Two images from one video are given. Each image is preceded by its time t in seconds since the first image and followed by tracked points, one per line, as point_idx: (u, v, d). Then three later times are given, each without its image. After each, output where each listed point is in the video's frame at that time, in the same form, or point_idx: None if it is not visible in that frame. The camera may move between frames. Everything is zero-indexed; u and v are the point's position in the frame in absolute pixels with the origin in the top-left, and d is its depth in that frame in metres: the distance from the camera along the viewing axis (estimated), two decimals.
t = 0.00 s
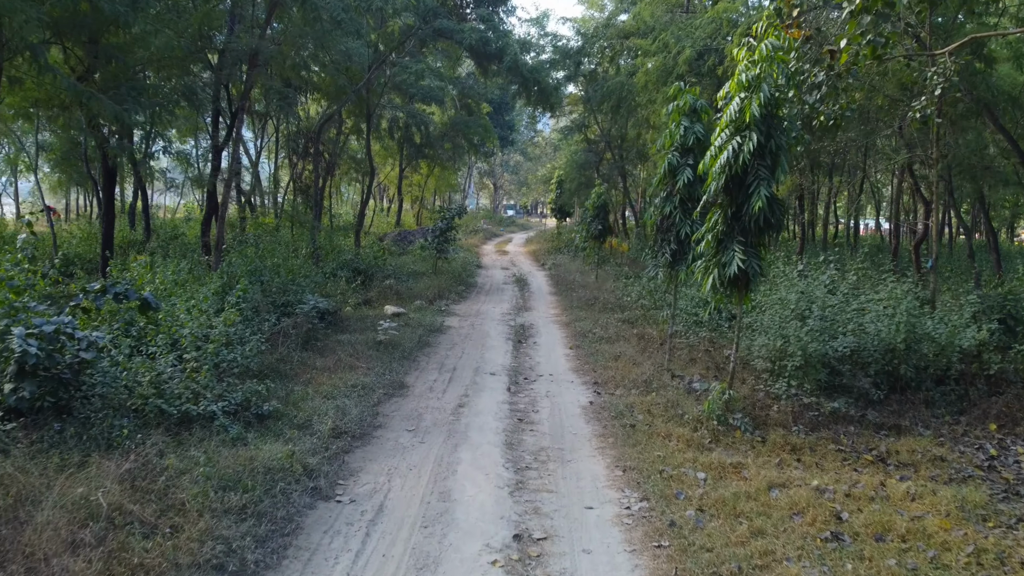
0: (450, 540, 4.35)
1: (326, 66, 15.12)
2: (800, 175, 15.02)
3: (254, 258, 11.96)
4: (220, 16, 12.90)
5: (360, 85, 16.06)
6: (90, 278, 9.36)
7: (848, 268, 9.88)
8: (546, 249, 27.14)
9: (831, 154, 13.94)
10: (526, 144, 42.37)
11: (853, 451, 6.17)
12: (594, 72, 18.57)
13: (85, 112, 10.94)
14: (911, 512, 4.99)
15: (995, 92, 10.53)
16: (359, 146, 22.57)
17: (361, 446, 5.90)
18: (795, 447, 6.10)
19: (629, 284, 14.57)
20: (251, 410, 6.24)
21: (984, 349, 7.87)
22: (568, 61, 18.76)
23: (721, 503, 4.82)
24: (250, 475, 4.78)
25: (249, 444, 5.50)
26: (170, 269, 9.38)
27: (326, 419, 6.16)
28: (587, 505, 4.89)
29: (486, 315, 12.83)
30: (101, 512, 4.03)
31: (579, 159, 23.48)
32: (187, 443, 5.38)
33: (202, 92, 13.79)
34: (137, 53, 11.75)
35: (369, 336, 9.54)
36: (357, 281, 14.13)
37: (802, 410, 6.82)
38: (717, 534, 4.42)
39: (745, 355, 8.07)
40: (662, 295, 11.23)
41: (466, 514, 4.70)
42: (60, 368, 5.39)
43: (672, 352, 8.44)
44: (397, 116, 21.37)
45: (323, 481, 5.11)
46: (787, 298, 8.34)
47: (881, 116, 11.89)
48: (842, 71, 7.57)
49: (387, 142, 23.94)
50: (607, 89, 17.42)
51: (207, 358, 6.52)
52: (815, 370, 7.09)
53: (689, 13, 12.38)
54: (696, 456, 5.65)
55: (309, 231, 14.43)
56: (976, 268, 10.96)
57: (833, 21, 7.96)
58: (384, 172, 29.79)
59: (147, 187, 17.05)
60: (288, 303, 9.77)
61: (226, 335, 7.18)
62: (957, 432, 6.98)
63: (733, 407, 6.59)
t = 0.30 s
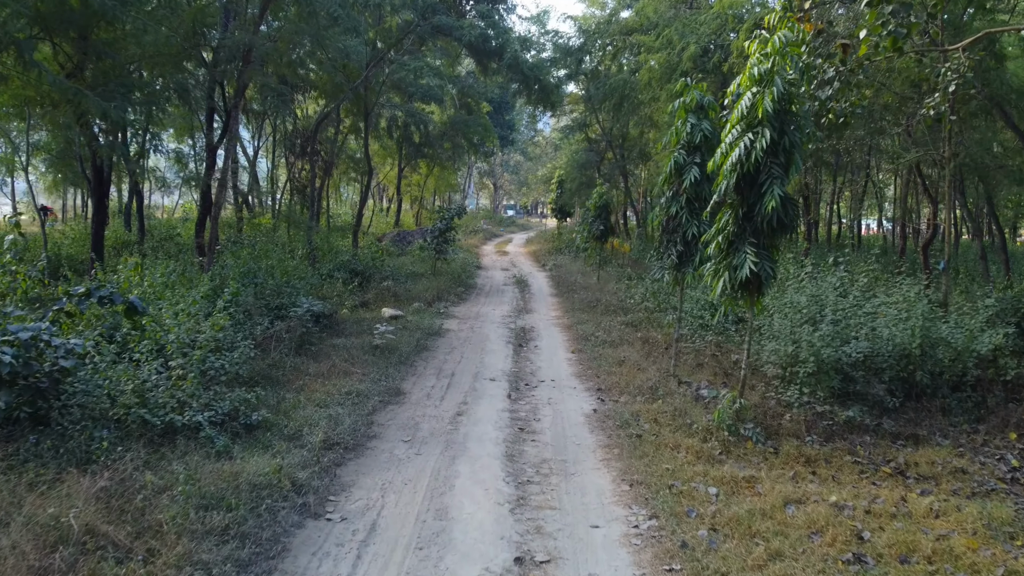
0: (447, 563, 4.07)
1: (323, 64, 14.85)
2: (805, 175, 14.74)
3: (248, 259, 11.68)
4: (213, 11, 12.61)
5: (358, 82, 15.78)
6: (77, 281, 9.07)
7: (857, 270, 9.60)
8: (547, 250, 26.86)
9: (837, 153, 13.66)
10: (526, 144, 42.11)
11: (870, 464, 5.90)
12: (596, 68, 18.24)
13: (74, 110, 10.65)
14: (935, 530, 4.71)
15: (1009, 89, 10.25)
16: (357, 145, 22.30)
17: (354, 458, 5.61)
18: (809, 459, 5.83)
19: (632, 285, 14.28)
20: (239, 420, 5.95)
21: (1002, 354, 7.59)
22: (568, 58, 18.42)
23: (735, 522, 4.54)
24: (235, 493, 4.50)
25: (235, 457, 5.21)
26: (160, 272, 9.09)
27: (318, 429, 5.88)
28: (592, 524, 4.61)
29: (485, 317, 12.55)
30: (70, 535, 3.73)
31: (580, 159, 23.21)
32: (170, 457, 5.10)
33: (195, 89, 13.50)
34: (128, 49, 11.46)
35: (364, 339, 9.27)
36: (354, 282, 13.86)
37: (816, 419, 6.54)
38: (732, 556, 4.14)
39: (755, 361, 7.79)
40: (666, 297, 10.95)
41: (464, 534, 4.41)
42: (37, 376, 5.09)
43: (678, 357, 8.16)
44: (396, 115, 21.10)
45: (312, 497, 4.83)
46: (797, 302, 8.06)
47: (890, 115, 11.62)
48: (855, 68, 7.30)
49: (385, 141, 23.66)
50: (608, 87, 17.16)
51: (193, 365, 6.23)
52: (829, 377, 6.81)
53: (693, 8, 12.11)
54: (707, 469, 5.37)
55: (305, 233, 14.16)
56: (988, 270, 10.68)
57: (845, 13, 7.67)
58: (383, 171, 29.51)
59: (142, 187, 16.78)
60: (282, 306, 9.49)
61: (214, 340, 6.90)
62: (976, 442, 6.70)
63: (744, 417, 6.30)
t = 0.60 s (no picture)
0: None
1: (320, 61, 14.53)
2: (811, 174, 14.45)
3: (241, 260, 11.38)
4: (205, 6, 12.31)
5: (355, 80, 15.46)
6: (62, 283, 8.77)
7: (869, 271, 9.29)
8: (547, 250, 26.56)
9: (844, 151, 13.37)
10: (526, 143, 41.82)
11: (890, 477, 5.61)
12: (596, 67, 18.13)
13: (60, 106, 10.33)
14: (966, 552, 4.40)
15: None
16: (355, 144, 22.01)
17: (345, 472, 5.31)
18: (826, 472, 5.53)
19: (635, 287, 13.97)
20: (224, 432, 5.65)
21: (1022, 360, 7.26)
22: (570, 56, 18.27)
23: (751, 544, 4.23)
24: (215, 513, 4.19)
25: (219, 473, 4.91)
26: (147, 274, 8.78)
27: (308, 441, 5.57)
28: (598, 546, 4.31)
29: (485, 319, 12.24)
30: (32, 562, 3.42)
31: (581, 158, 22.93)
32: (148, 473, 4.80)
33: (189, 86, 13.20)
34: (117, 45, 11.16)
35: (359, 343, 8.96)
36: (351, 284, 13.56)
37: (831, 429, 6.25)
38: None
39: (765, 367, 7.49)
40: (670, 300, 10.64)
41: (461, 557, 4.11)
42: (10, 385, 4.74)
43: (685, 363, 7.86)
44: (394, 113, 20.81)
45: (298, 517, 4.53)
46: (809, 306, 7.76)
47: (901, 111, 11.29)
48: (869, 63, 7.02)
49: (383, 140, 23.36)
50: (610, 85, 16.87)
51: (177, 373, 5.91)
52: (844, 385, 6.51)
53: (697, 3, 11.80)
54: (718, 485, 5.06)
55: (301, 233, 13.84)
56: (1002, 271, 10.37)
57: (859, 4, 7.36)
58: (382, 171, 29.18)
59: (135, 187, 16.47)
60: (274, 309, 9.19)
61: (199, 346, 6.58)
62: (999, 453, 6.39)
63: (756, 427, 5.99)
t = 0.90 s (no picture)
0: None
1: (315, 58, 14.19)
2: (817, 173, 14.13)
3: (233, 261, 11.07)
4: None
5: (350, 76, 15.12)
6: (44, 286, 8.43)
7: (881, 272, 8.98)
8: (548, 250, 26.24)
9: (852, 150, 13.06)
10: (525, 142, 41.51)
11: (913, 493, 5.30)
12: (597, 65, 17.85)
13: (45, 103, 10.01)
14: None
15: None
16: (352, 143, 21.69)
17: (334, 489, 4.99)
18: (845, 488, 5.22)
19: (638, 289, 13.63)
20: (207, 445, 5.33)
21: None
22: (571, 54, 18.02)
23: (771, 570, 3.92)
24: (192, 537, 3.87)
25: (200, 491, 4.60)
26: (131, 278, 8.43)
27: (295, 454, 5.25)
28: (605, 572, 3.99)
29: (484, 322, 11.92)
30: None
31: (581, 157, 22.65)
32: (123, 493, 4.48)
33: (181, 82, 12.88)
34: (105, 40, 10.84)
35: (354, 347, 8.63)
36: (347, 285, 13.24)
37: (848, 440, 5.93)
38: None
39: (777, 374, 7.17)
40: (675, 302, 10.33)
41: None
42: None
43: (692, 369, 7.55)
44: (392, 112, 20.51)
45: (282, 539, 4.21)
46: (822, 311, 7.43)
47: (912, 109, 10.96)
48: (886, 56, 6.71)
49: (381, 139, 23.05)
50: (611, 82, 16.56)
51: (157, 382, 5.57)
52: (862, 393, 6.20)
53: None
54: (732, 503, 4.75)
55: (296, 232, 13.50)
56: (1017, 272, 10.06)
57: None
58: (380, 169, 28.82)
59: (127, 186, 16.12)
60: (265, 313, 8.86)
61: (183, 354, 6.23)
62: None
63: (770, 439, 5.68)
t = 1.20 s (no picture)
0: None
1: (310, 54, 13.83)
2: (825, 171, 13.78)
3: (224, 262, 10.73)
4: None
5: (347, 72, 14.76)
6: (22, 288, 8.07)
7: (895, 273, 8.64)
8: (549, 249, 25.89)
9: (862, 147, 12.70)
10: (525, 141, 41.13)
11: (941, 511, 4.96)
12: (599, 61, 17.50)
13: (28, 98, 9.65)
14: None
15: None
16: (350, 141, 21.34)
17: (321, 509, 4.65)
18: (868, 506, 4.88)
19: (642, 290, 13.28)
20: (187, 460, 4.98)
21: None
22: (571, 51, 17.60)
23: None
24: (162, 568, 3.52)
25: (176, 513, 4.26)
26: (115, 281, 8.08)
27: (280, 471, 4.91)
28: None
29: (483, 324, 11.57)
30: None
31: (583, 156, 22.32)
32: (92, 515, 4.13)
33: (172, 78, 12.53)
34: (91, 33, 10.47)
35: (347, 351, 8.29)
36: (343, 287, 12.89)
37: (868, 453, 5.62)
38: None
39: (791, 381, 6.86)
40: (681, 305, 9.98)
41: None
42: None
43: (701, 376, 7.21)
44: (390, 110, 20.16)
45: (263, 567, 3.87)
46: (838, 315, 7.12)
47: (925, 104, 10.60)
48: (906, 47, 6.37)
49: (379, 137, 22.69)
50: (614, 79, 16.21)
51: (134, 393, 5.21)
52: (881, 403, 5.89)
53: None
54: (750, 524, 4.42)
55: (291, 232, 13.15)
56: None
57: None
58: (378, 168, 28.46)
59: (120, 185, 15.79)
60: (254, 316, 8.51)
61: (163, 362, 5.88)
62: None
63: (786, 453, 5.34)
